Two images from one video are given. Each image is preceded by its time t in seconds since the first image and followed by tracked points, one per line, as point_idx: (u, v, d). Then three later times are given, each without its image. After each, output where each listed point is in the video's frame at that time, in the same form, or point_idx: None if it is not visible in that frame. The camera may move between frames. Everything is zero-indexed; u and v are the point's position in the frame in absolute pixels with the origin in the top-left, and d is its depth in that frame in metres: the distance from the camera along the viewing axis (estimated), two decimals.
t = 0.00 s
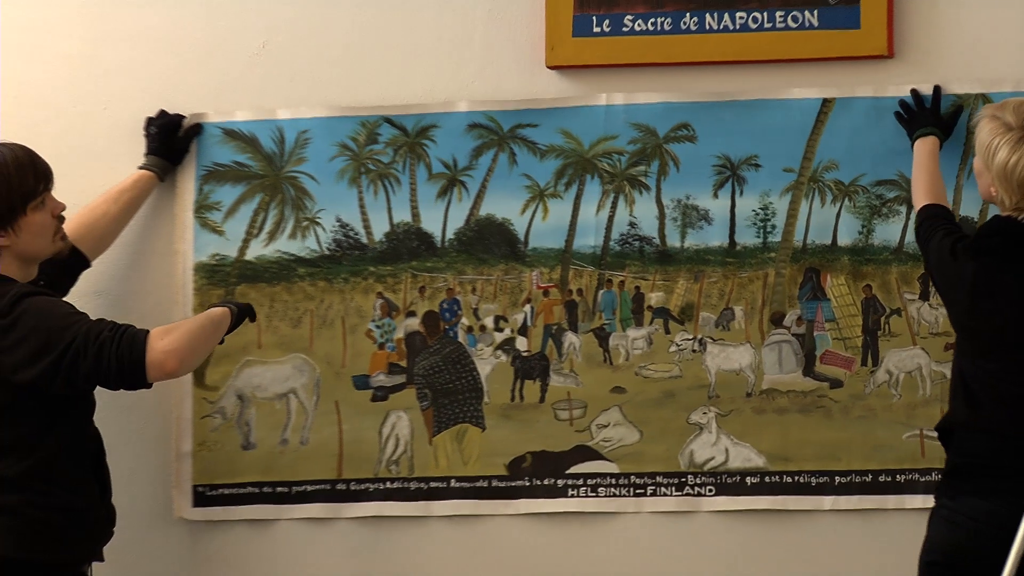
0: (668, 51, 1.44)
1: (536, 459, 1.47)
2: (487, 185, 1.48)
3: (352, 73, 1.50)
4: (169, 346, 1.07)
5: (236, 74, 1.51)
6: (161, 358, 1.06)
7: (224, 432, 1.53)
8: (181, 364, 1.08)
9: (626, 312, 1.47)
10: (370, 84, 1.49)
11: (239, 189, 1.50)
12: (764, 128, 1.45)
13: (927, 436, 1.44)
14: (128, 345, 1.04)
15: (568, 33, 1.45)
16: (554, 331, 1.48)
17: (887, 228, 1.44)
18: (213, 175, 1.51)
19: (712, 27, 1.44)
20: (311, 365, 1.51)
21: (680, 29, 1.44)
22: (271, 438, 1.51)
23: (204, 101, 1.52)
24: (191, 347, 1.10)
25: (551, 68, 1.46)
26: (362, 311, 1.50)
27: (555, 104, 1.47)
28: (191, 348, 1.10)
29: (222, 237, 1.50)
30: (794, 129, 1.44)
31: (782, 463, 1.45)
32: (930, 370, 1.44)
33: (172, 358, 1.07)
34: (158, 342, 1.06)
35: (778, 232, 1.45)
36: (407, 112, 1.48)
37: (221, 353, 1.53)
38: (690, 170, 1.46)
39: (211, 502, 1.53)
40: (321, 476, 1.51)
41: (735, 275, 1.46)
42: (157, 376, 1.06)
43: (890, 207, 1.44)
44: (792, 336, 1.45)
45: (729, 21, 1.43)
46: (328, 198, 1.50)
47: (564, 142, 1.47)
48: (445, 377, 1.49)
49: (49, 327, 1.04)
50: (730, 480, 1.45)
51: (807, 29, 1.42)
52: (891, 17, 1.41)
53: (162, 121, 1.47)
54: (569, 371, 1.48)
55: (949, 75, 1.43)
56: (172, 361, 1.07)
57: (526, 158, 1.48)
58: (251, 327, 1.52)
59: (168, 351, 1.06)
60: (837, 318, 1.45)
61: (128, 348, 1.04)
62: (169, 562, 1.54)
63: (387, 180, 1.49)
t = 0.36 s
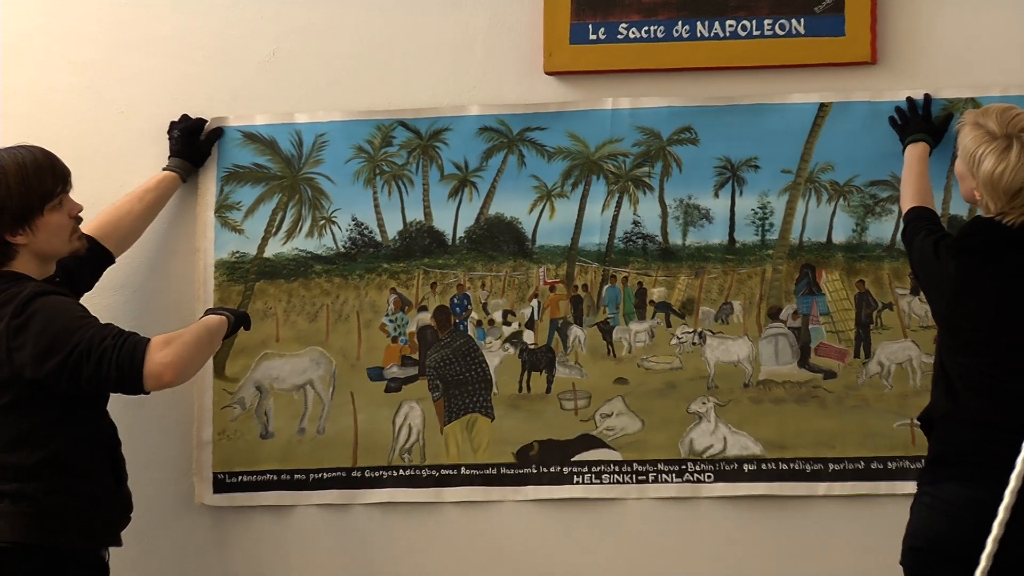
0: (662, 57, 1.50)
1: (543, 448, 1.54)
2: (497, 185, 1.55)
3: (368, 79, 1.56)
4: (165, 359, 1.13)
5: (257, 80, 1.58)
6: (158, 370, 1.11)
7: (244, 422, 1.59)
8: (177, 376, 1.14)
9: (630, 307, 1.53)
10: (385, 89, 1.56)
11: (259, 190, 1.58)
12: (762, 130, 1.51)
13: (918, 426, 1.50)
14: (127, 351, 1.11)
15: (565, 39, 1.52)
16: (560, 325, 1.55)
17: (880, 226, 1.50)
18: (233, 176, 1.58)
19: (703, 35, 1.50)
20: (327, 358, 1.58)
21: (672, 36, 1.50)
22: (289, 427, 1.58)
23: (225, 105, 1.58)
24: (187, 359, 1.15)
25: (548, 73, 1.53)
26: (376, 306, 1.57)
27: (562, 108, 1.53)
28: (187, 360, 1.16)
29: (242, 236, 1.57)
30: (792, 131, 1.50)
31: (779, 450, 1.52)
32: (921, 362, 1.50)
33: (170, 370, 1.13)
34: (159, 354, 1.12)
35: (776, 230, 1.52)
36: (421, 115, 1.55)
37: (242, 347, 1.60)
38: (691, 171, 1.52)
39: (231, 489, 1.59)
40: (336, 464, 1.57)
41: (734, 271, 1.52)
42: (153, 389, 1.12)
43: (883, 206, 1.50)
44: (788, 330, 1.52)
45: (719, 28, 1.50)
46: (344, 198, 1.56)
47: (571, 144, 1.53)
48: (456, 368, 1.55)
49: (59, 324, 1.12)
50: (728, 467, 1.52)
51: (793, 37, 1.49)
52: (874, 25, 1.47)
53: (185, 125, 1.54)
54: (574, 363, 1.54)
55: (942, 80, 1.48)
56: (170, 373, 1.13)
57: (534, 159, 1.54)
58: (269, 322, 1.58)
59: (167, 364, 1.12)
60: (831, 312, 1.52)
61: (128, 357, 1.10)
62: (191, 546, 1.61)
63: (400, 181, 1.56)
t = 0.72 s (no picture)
0: (656, 62, 1.58)
1: (541, 435, 1.61)
2: (498, 185, 1.62)
3: (376, 85, 1.64)
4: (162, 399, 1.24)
5: (270, 85, 1.66)
6: (155, 412, 1.23)
7: (255, 411, 1.67)
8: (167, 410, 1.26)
9: (624, 301, 1.61)
10: (392, 94, 1.64)
11: (270, 189, 1.65)
12: (751, 133, 1.58)
13: (899, 415, 1.58)
14: (124, 378, 1.21)
15: (563, 45, 1.59)
16: (558, 318, 1.62)
17: (864, 224, 1.57)
18: (246, 176, 1.66)
19: (694, 41, 1.57)
20: (335, 350, 1.65)
21: (665, 42, 1.58)
22: (298, 416, 1.66)
23: (239, 108, 1.66)
24: (178, 389, 1.27)
25: (547, 78, 1.60)
26: (381, 300, 1.64)
27: (561, 112, 1.60)
28: (176, 394, 1.28)
29: (254, 233, 1.66)
30: (780, 134, 1.57)
31: (766, 438, 1.59)
32: (901, 354, 1.58)
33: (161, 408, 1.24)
34: (152, 399, 1.23)
35: (764, 228, 1.59)
36: (426, 118, 1.63)
37: (253, 339, 1.67)
38: (684, 172, 1.59)
39: (242, 475, 1.67)
40: (343, 450, 1.65)
41: (724, 268, 1.59)
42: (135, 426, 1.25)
43: (866, 205, 1.57)
44: (775, 323, 1.59)
45: (709, 35, 1.57)
46: (352, 197, 1.64)
47: (570, 146, 1.60)
48: (458, 360, 1.63)
49: (68, 331, 1.23)
50: (717, 454, 1.59)
51: (781, 43, 1.56)
52: (858, 32, 1.54)
53: (200, 128, 1.62)
54: (571, 355, 1.61)
55: (924, 84, 1.55)
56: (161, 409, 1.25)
57: (534, 161, 1.61)
58: (280, 315, 1.66)
59: (158, 406, 1.24)
60: (817, 306, 1.59)
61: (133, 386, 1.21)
62: (204, 530, 1.68)
63: (406, 181, 1.64)
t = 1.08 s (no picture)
0: (651, 66, 1.65)
1: (539, 424, 1.69)
2: (499, 185, 1.69)
3: (382, 89, 1.72)
4: (147, 426, 1.49)
5: (280, 89, 1.74)
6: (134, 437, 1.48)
7: (267, 401, 1.74)
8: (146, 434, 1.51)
9: (620, 296, 1.68)
10: (397, 97, 1.71)
11: (280, 188, 1.74)
12: (741, 135, 1.65)
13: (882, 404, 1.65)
14: (119, 391, 1.46)
15: (561, 50, 1.66)
16: (556, 312, 1.69)
17: (849, 222, 1.64)
18: (258, 176, 1.74)
19: (687, 46, 1.64)
20: (343, 342, 1.72)
21: (658, 48, 1.65)
22: (308, 405, 1.73)
23: (251, 111, 1.74)
24: (170, 411, 1.55)
25: (546, 82, 1.67)
26: (387, 295, 1.71)
27: (559, 115, 1.67)
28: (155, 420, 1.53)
29: (266, 230, 1.74)
30: (768, 136, 1.64)
31: (755, 426, 1.66)
32: (886, 347, 1.65)
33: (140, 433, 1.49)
34: (133, 427, 1.47)
35: (754, 226, 1.66)
36: (430, 121, 1.70)
37: (265, 331, 1.74)
38: (677, 173, 1.66)
39: (254, 462, 1.74)
40: (351, 438, 1.72)
41: (715, 263, 1.66)
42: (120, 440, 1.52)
43: (851, 204, 1.64)
44: (764, 317, 1.66)
45: (701, 41, 1.64)
46: (359, 196, 1.72)
47: (568, 148, 1.68)
48: (460, 351, 1.70)
49: (77, 337, 1.47)
50: (709, 442, 1.66)
51: (769, 48, 1.63)
52: (843, 37, 1.61)
53: (213, 130, 1.70)
54: (568, 347, 1.69)
55: (906, 88, 1.62)
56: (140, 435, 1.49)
57: (533, 161, 1.69)
58: (290, 309, 1.74)
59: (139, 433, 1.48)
60: (804, 301, 1.66)
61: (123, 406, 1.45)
62: (217, 515, 1.76)
63: (411, 180, 1.71)
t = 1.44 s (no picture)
0: (645, 69, 1.72)
1: (538, 411, 1.76)
2: (500, 183, 1.77)
3: (387, 90, 1.79)
4: (156, 416, 1.57)
5: (290, 91, 1.81)
6: (143, 425, 1.56)
7: (277, 389, 1.82)
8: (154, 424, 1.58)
9: (615, 289, 1.75)
10: (401, 97, 1.79)
11: (290, 186, 1.81)
12: (732, 134, 1.72)
13: (867, 392, 1.72)
14: (132, 381, 1.54)
15: (558, 53, 1.73)
16: (554, 304, 1.76)
17: (835, 218, 1.71)
18: (268, 174, 1.82)
19: (679, 49, 1.71)
20: (350, 333, 1.80)
21: (652, 50, 1.72)
22: (316, 393, 1.81)
23: (262, 112, 1.82)
24: (179, 405, 1.62)
25: (544, 83, 1.74)
26: (392, 288, 1.79)
27: (556, 115, 1.75)
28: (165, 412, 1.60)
29: (276, 226, 1.81)
30: (757, 136, 1.71)
31: (745, 413, 1.73)
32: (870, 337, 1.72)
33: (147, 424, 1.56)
34: (142, 417, 1.54)
35: (743, 222, 1.73)
36: (433, 121, 1.77)
37: (275, 323, 1.81)
38: (670, 171, 1.73)
39: (265, 448, 1.82)
40: (357, 425, 1.79)
41: (707, 258, 1.73)
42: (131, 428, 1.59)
43: (837, 200, 1.71)
44: (754, 309, 1.73)
45: (693, 44, 1.71)
46: (366, 193, 1.80)
47: (565, 146, 1.75)
48: (462, 342, 1.78)
49: (94, 328, 1.54)
50: (700, 429, 1.74)
51: (757, 51, 1.70)
52: (829, 40, 1.68)
53: (225, 130, 1.78)
54: (566, 337, 1.76)
55: (890, 89, 1.69)
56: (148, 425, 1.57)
57: (532, 160, 1.76)
58: (299, 301, 1.81)
59: (147, 423, 1.55)
60: (792, 293, 1.73)
61: (134, 397, 1.53)
62: (229, 499, 1.83)
63: (415, 178, 1.79)
